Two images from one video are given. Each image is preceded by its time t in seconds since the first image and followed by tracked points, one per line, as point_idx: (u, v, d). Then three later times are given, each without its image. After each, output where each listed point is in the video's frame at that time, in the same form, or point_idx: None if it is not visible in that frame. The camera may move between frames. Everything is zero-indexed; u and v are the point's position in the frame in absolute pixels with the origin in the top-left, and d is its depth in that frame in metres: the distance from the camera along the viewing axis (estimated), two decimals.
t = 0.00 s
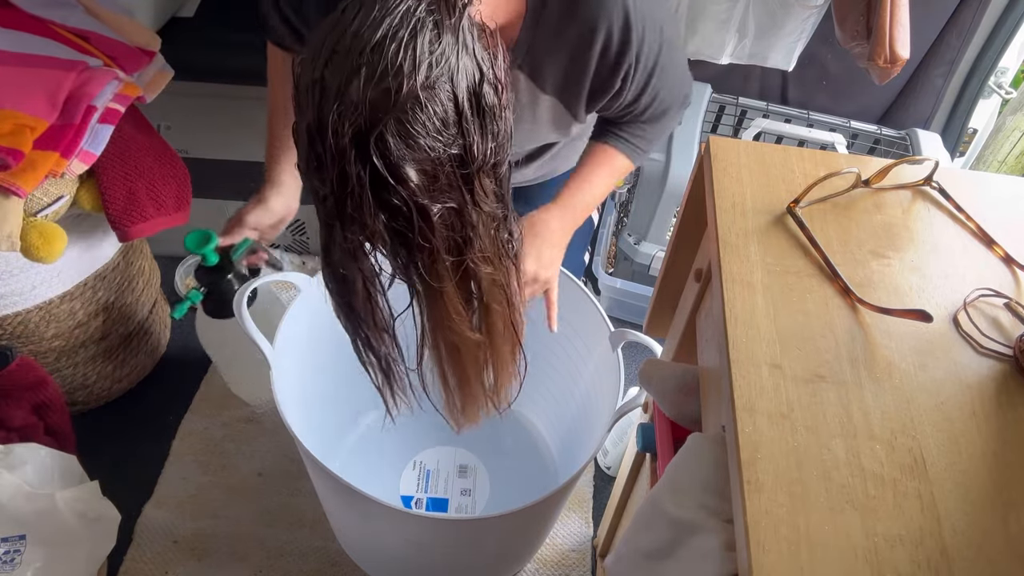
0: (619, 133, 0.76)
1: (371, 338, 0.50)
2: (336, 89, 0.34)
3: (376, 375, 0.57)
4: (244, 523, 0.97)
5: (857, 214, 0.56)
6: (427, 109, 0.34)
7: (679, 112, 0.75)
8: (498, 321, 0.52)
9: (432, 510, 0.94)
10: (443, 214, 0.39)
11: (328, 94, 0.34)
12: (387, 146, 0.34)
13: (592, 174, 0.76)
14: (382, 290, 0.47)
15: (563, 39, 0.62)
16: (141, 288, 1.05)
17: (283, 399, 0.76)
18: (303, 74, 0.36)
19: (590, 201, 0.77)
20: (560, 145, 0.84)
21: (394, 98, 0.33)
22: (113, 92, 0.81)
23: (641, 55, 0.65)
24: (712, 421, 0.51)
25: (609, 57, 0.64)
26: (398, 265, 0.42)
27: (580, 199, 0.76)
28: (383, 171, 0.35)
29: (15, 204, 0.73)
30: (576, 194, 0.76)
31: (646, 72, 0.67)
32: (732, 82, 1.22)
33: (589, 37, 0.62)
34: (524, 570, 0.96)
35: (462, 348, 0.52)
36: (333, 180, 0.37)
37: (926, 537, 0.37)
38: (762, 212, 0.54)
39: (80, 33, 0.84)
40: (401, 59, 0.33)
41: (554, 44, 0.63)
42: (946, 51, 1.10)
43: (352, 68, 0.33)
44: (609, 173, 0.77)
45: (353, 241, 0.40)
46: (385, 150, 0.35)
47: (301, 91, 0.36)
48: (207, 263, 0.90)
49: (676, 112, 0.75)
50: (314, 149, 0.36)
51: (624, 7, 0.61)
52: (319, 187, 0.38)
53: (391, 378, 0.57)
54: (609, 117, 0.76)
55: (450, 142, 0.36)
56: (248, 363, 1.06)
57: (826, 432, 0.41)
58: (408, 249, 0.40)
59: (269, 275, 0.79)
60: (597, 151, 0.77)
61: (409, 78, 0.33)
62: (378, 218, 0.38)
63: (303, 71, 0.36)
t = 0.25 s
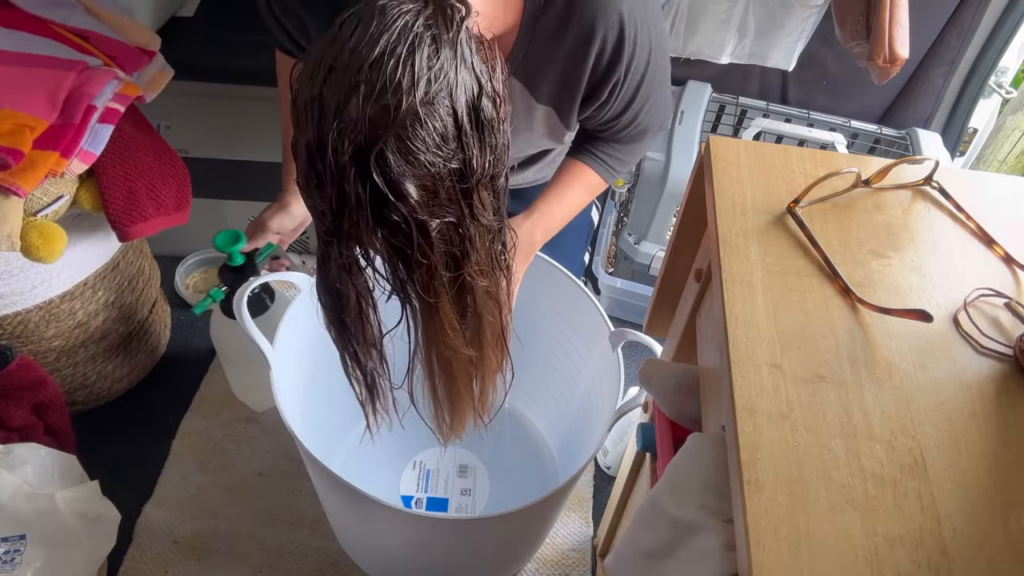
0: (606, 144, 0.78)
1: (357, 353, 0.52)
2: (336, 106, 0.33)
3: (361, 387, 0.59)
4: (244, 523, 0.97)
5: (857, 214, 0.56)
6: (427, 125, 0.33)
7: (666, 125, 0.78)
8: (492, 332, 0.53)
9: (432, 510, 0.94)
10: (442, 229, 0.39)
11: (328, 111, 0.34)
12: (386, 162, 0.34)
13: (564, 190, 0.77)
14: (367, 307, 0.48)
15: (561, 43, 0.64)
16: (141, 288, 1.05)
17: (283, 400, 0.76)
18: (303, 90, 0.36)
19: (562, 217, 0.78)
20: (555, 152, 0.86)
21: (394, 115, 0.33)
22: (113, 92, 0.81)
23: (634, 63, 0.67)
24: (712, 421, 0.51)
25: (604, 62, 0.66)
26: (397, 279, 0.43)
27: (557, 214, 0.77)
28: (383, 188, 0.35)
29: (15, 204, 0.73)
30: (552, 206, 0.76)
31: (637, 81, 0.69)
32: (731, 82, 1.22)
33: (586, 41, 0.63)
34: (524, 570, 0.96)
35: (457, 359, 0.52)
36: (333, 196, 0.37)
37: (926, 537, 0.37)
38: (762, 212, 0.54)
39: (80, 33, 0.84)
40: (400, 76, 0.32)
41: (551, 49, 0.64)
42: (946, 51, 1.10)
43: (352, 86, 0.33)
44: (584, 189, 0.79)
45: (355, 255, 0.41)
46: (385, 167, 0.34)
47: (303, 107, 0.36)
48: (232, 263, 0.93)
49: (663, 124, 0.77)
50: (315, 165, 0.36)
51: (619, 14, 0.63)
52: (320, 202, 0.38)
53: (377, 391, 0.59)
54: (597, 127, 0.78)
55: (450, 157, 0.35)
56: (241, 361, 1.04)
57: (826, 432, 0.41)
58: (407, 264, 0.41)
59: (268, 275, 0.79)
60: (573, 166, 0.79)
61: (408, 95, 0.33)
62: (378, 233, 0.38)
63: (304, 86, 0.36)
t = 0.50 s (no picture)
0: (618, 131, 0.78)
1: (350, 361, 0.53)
2: (335, 111, 0.33)
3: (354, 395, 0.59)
4: (244, 523, 0.97)
5: (858, 214, 0.56)
6: (426, 129, 0.33)
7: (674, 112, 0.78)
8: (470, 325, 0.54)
9: (432, 510, 0.94)
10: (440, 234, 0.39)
11: (327, 117, 0.34)
12: (386, 166, 0.34)
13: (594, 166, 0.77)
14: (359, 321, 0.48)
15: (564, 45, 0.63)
16: (141, 288, 1.05)
17: (282, 401, 0.76)
18: (301, 95, 0.36)
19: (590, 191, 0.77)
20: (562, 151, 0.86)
21: (393, 121, 0.33)
22: (113, 92, 0.81)
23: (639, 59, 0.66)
24: (712, 421, 0.51)
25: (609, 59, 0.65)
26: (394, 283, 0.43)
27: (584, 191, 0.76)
28: (383, 193, 0.35)
29: (15, 205, 0.73)
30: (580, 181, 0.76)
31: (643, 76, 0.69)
32: (732, 82, 1.22)
33: (588, 43, 0.63)
34: (524, 570, 0.96)
35: (455, 363, 0.52)
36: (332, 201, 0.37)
37: (926, 537, 0.37)
38: (763, 212, 0.54)
39: (80, 33, 0.84)
40: (399, 81, 0.32)
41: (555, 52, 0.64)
42: (946, 51, 1.10)
43: (350, 91, 0.33)
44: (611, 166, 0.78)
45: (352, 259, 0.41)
46: (384, 172, 0.34)
47: (300, 111, 0.36)
48: (244, 262, 0.97)
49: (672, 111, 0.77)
50: (314, 170, 0.36)
51: (620, 13, 0.62)
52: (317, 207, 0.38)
53: (371, 394, 0.59)
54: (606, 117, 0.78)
55: (449, 162, 0.35)
56: (243, 360, 1.04)
57: (827, 432, 0.41)
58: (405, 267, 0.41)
59: (268, 275, 0.79)
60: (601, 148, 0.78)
61: (407, 101, 0.33)
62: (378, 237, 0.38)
63: (302, 91, 0.35)
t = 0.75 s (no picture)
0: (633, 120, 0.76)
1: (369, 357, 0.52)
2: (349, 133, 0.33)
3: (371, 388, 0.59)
4: (244, 523, 0.97)
5: (857, 214, 0.56)
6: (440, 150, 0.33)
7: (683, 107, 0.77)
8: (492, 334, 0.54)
9: (432, 510, 0.94)
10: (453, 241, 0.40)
11: (344, 139, 0.33)
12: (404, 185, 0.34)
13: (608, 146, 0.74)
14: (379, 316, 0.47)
15: (571, 39, 0.63)
16: (141, 288, 1.05)
17: (283, 401, 0.76)
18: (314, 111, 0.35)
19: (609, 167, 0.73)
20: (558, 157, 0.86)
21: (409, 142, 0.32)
22: (113, 92, 0.81)
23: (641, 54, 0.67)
24: (712, 421, 0.51)
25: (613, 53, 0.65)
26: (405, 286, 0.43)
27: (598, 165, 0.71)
28: (399, 210, 0.36)
29: (15, 205, 0.73)
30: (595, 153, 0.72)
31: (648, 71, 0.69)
32: (732, 82, 1.22)
33: (595, 36, 0.63)
34: (524, 570, 0.96)
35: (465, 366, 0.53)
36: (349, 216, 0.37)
37: (926, 537, 0.37)
38: (762, 212, 0.54)
39: (80, 33, 0.84)
40: (414, 103, 0.32)
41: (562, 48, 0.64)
42: (946, 51, 1.10)
43: (366, 114, 0.32)
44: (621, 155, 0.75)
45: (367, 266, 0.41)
46: (400, 190, 0.35)
47: (315, 127, 0.35)
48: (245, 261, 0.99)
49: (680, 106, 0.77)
50: (329, 185, 0.36)
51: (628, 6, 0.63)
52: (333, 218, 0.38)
53: (378, 392, 0.59)
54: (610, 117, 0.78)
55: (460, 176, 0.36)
56: (244, 360, 1.04)
57: (826, 432, 0.41)
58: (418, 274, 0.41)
59: (269, 275, 0.79)
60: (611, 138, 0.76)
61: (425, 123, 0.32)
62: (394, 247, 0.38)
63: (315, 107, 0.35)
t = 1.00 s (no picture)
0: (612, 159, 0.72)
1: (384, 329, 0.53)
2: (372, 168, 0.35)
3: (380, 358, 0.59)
4: (244, 523, 0.97)
5: (857, 214, 0.56)
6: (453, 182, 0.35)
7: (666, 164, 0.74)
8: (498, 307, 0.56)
9: (432, 510, 0.94)
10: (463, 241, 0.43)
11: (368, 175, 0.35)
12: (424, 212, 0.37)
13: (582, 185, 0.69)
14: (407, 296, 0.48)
15: (568, 23, 0.62)
16: (141, 288, 1.05)
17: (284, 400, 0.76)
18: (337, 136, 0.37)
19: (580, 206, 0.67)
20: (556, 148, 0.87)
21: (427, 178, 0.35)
22: (113, 91, 0.81)
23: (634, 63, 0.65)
24: (712, 421, 0.51)
25: (607, 56, 0.64)
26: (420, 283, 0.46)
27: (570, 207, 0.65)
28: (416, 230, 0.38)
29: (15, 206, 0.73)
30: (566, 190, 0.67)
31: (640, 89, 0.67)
32: (732, 82, 1.22)
33: (596, 15, 0.61)
34: (524, 570, 0.96)
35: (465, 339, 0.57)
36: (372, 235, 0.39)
37: (926, 537, 0.37)
38: (762, 212, 0.54)
39: (80, 33, 0.84)
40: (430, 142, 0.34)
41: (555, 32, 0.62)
42: (946, 52, 1.10)
43: (386, 154, 0.34)
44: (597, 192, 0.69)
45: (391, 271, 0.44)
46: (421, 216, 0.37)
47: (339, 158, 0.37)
48: (246, 261, 1.00)
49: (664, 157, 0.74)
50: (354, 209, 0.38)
51: None
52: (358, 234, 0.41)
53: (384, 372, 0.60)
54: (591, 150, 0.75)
55: (472, 196, 0.38)
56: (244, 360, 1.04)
57: (826, 432, 0.41)
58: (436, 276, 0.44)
59: (269, 275, 0.79)
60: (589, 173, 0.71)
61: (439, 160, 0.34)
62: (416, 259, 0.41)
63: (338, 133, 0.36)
